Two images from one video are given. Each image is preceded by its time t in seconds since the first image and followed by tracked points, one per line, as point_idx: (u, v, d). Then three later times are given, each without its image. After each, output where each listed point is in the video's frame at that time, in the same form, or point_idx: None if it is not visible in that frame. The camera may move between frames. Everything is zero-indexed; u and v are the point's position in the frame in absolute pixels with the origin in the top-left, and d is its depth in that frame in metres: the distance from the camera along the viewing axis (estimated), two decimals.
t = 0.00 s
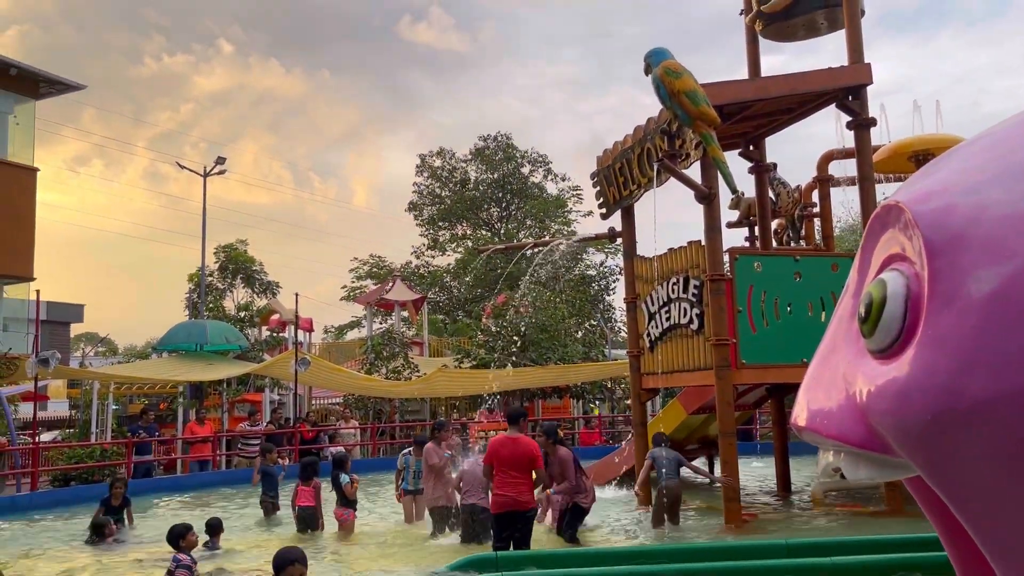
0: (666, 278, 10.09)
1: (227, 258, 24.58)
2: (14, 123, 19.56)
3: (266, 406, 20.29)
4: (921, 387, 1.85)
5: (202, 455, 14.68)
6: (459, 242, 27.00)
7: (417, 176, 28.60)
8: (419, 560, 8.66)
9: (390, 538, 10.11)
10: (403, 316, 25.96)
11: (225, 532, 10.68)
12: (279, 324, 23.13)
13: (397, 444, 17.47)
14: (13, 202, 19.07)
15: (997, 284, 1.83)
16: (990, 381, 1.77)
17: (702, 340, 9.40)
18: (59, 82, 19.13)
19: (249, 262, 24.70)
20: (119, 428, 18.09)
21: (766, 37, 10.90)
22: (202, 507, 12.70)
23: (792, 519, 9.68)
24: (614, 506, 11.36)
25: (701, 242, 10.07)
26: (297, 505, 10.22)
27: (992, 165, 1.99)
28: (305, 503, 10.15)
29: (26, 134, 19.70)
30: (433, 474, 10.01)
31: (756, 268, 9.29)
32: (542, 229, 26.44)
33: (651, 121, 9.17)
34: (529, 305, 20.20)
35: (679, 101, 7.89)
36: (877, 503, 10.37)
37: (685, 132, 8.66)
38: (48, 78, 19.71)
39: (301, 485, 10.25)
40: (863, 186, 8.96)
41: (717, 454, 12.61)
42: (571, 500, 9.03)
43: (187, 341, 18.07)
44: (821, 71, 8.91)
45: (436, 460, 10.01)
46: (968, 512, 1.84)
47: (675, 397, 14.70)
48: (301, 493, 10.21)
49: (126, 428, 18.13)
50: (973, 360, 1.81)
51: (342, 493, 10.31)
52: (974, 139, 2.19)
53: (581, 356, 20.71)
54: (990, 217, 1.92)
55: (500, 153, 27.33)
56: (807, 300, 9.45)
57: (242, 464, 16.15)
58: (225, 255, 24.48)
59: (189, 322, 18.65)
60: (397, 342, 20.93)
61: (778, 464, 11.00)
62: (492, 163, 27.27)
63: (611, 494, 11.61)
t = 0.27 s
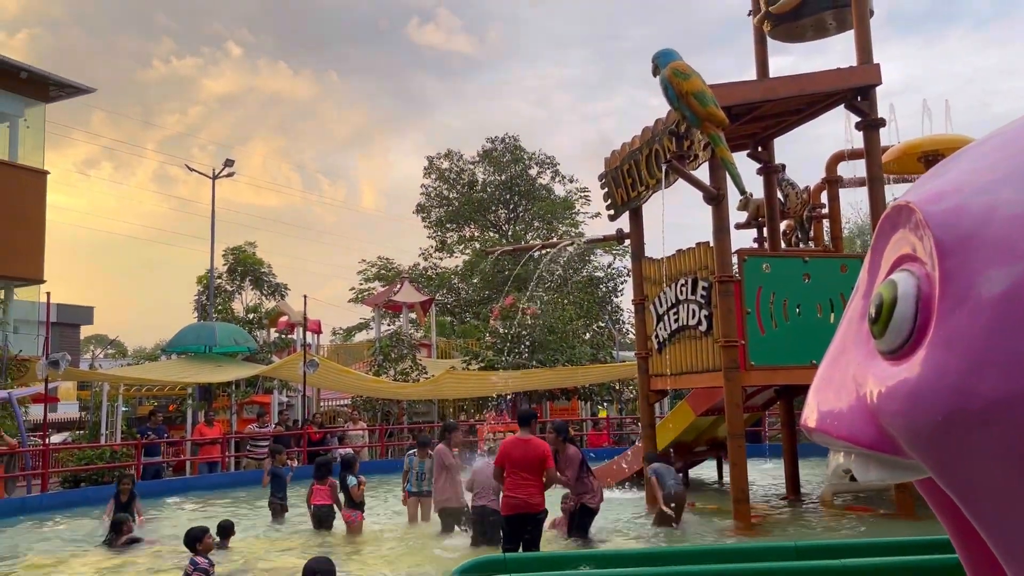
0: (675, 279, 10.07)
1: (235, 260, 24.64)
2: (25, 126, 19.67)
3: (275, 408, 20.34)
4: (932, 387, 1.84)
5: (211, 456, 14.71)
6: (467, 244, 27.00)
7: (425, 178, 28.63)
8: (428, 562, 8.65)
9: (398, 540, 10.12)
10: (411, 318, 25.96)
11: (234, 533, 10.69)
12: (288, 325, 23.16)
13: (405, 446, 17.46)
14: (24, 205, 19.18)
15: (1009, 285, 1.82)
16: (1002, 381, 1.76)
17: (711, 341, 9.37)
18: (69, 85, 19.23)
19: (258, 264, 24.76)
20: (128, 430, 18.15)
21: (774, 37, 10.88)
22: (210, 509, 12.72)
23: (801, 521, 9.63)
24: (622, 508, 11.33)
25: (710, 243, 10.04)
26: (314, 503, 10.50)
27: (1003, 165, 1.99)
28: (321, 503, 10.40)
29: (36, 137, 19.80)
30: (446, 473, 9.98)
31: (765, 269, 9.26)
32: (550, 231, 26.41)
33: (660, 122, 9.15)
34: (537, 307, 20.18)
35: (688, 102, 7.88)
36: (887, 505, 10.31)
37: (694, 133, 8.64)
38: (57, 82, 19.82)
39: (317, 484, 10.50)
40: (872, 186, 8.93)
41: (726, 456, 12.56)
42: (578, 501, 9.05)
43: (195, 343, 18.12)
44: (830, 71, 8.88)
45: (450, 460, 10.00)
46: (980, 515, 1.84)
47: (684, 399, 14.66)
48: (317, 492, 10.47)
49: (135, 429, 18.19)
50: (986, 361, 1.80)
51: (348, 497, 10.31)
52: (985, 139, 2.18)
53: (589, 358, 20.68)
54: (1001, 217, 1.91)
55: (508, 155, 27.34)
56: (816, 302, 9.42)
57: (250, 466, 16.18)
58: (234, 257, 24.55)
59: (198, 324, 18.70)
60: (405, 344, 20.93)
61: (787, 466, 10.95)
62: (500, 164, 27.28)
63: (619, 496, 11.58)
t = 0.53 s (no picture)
0: (684, 279, 10.05)
1: (244, 260, 24.72)
2: (36, 128, 19.79)
3: (284, 408, 20.42)
4: (944, 386, 1.84)
5: (221, 456, 14.77)
6: (475, 244, 27.02)
7: (433, 178, 28.67)
8: (438, 561, 8.65)
9: (408, 539, 10.13)
10: (420, 318, 25.98)
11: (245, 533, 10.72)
12: (297, 325, 23.22)
13: (414, 446, 17.49)
14: (35, 206, 19.29)
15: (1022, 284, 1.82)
16: (1014, 380, 1.76)
17: (720, 341, 9.35)
18: (80, 86, 19.34)
19: (268, 264, 24.85)
20: (139, 430, 18.23)
21: (783, 36, 10.85)
22: (221, 508, 12.78)
23: (811, 521, 9.61)
24: (631, 507, 11.32)
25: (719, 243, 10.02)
26: (328, 502, 10.64)
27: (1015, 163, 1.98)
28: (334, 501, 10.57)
29: (47, 139, 19.92)
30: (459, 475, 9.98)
31: (774, 268, 9.24)
32: (558, 231, 26.39)
33: (668, 122, 9.14)
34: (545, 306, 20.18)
35: (697, 101, 7.87)
36: (898, 505, 10.26)
37: (703, 132, 8.63)
38: (68, 83, 19.92)
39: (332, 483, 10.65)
40: (882, 185, 8.90)
41: (735, 455, 12.54)
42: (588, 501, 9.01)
43: (205, 343, 18.18)
44: (840, 70, 8.85)
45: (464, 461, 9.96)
46: (992, 515, 1.83)
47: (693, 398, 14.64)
48: (331, 491, 10.62)
49: (146, 429, 18.27)
50: (998, 360, 1.80)
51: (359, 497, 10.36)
52: (995, 137, 2.18)
53: (598, 358, 20.67)
54: (1014, 215, 1.91)
55: (516, 155, 27.35)
56: (825, 301, 9.39)
57: (260, 465, 16.23)
58: (243, 258, 24.64)
59: (208, 325, 18.76)
60: (414, 344, 20.96)
61: (797, 466, 10.91)
62: (508, 164, 27.30)
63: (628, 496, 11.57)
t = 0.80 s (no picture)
0: (694, 276, 10.02)
1: (255, 259, 24.81)
2: (48, 127, 19.91)
3: (294, 406, 20.49)
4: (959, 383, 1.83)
5: (232, 454, 14.83)
6: (485, 242, 27.04)
7: (443, 177, 28.69)
8: (449, 559, 8.66)
9: (418, 537, 10.15)
10: (430, 317, 26.01)
11: (256, 531, 10.76)
12: (307, 324, 23.29)
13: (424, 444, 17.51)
14: (47, 205, 19.41)
15: None
16: None
17: (730, 339, 9.33)
18: (91, 86, 19.44)
19: (278, 263, 24.92)
20: (151, 428, 18.33)
21: (794, 33, 10.81)
22: (232, 506, 12.83)
23: (822, 519, 9.57)
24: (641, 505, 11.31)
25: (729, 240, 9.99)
26: (342, 498, 10.61)
27: None
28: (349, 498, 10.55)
29: (59, 138, 20.03)
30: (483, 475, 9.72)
31: (785, 266, 9.21)
32: (568, 229, 26.37)
33: (678, 119, 9.12)
34: (555, 304, 20.17)
35: (707, 99, 7.84)
36: (910, 503, 10.22)
37: (713, 130, 8.60)
38: (80, 83, 20.02)
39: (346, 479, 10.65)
40: (894, 182, 8.86)
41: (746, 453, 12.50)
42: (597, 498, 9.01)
43: (216, 342, 18.25)
44: (851, 66, 8.81)
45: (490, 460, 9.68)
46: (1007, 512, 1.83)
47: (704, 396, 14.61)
48: (346, 488, 10.60)
49: (158, 427, 18.37)
50: (1014, 357, 1.79)
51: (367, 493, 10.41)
52: (1009, 133, 2.16)
53: (608, 356, 20.66)
54: None
55: (525, 153, 27.34)
56: (836, 299, 9.35)
57: (271, 463, 16.28)
58: (253, 256, 24.72)
59: (218, 323, 18.83)
60: (424, 342, 20.99)
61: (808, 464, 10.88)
62: (517, 162, 27.29)
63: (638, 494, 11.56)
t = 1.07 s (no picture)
0: (705, 272, 10.00)
1: (266, 256, 24.89)
2: (60, 124, 20.01)
3: (305, 401, 20.57)
4: (974, 379, 1.83)
5: (244, 449, 14.90)
6: (495, 238, 27.04)
7: (453, 173, 28.68)
8: (461, 554, 8.68)
9: (429, 532, 10.18)
10: (440, 313, 26.04)
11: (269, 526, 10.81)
12: (318, 320, 23.36)
13: (434, 439, 17.54)
14: (60, 203, 19.52)
15: None
16: None
17: (742, 335, 9.31)
18: (103, 84, 19.51)
19: (289, 259, 25.00)
20: (164, 424, 18.44)
21: (805, 27, 10.76)
22: (244, 501, 12.90)
23: (834, 515, 9.55)
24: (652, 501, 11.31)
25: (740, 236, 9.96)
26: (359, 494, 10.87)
27: None
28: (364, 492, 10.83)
29: (72, 137, 20.15)
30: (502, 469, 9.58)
31: (797, 261, 9.19)
32: (578, 224, 26.34)
33: (689, 113, 9.09)
34: (565, 300, 20.16)
35: (718, 93, 7.82)
36: (922, 500, 10.16)
37: (725, 125, 8.57)
38: (92, 81, 20.10)
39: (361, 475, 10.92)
40: (906, 176, 8.81)
41: (757, 449, 12.47)
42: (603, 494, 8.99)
43: (228, 338, 18.33)
44: (863, 61, 8.76)
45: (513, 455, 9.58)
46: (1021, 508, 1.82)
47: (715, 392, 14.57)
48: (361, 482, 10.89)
49: (169, 423, 18.47)
50: None
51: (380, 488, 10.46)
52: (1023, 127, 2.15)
53: (618, 352, 20.64)
54: None
55: (535, 149, 27.32)
56: (849, 295, 9.31)
57: (283, 459, 16.36)
58: (265, 253, 24.80)
59: (230, 319, 18.91)
60: (434, 338, 21.02)
61: (820, 460, 10.85)
62: (527, 158, 27.27)
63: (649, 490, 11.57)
